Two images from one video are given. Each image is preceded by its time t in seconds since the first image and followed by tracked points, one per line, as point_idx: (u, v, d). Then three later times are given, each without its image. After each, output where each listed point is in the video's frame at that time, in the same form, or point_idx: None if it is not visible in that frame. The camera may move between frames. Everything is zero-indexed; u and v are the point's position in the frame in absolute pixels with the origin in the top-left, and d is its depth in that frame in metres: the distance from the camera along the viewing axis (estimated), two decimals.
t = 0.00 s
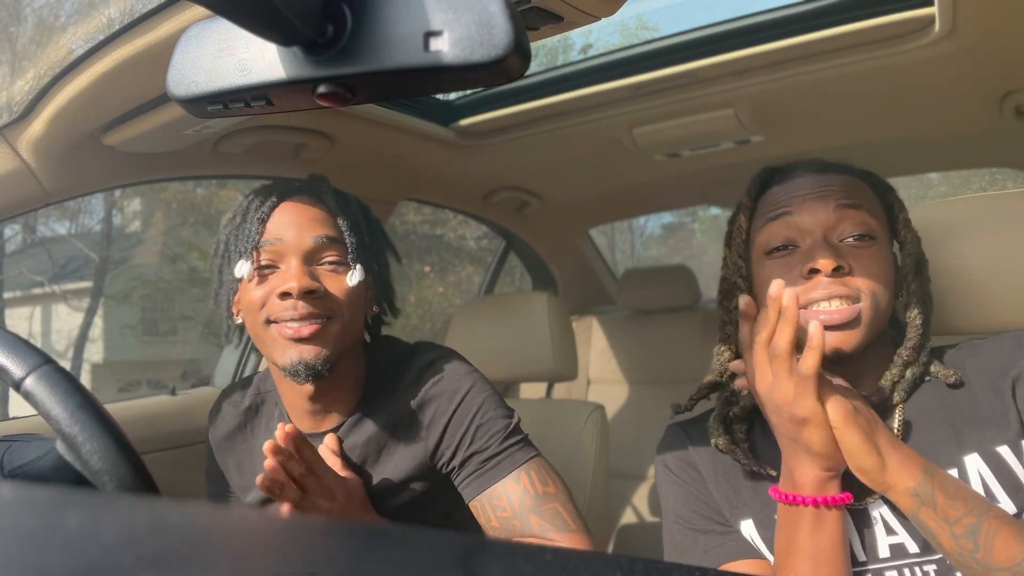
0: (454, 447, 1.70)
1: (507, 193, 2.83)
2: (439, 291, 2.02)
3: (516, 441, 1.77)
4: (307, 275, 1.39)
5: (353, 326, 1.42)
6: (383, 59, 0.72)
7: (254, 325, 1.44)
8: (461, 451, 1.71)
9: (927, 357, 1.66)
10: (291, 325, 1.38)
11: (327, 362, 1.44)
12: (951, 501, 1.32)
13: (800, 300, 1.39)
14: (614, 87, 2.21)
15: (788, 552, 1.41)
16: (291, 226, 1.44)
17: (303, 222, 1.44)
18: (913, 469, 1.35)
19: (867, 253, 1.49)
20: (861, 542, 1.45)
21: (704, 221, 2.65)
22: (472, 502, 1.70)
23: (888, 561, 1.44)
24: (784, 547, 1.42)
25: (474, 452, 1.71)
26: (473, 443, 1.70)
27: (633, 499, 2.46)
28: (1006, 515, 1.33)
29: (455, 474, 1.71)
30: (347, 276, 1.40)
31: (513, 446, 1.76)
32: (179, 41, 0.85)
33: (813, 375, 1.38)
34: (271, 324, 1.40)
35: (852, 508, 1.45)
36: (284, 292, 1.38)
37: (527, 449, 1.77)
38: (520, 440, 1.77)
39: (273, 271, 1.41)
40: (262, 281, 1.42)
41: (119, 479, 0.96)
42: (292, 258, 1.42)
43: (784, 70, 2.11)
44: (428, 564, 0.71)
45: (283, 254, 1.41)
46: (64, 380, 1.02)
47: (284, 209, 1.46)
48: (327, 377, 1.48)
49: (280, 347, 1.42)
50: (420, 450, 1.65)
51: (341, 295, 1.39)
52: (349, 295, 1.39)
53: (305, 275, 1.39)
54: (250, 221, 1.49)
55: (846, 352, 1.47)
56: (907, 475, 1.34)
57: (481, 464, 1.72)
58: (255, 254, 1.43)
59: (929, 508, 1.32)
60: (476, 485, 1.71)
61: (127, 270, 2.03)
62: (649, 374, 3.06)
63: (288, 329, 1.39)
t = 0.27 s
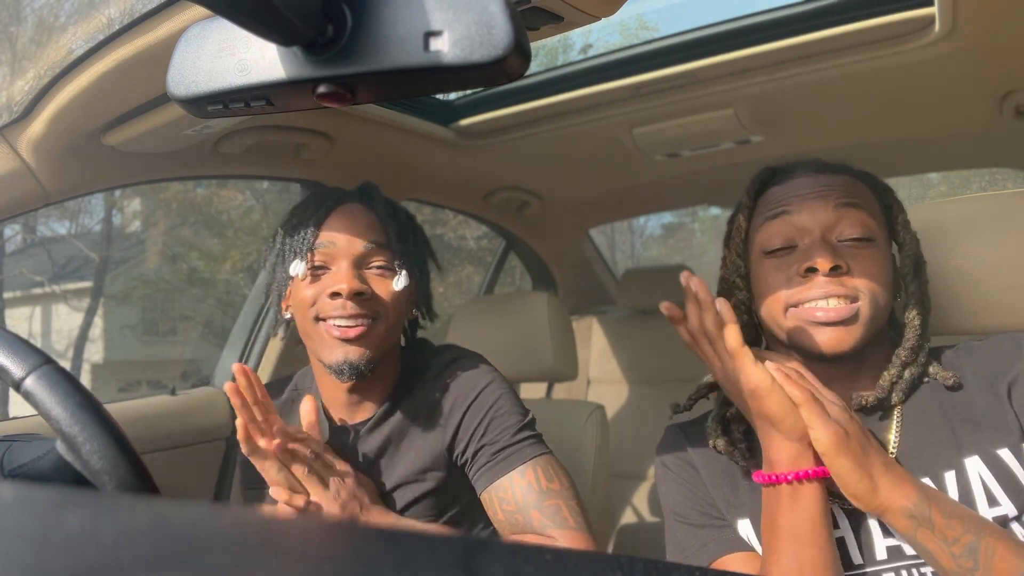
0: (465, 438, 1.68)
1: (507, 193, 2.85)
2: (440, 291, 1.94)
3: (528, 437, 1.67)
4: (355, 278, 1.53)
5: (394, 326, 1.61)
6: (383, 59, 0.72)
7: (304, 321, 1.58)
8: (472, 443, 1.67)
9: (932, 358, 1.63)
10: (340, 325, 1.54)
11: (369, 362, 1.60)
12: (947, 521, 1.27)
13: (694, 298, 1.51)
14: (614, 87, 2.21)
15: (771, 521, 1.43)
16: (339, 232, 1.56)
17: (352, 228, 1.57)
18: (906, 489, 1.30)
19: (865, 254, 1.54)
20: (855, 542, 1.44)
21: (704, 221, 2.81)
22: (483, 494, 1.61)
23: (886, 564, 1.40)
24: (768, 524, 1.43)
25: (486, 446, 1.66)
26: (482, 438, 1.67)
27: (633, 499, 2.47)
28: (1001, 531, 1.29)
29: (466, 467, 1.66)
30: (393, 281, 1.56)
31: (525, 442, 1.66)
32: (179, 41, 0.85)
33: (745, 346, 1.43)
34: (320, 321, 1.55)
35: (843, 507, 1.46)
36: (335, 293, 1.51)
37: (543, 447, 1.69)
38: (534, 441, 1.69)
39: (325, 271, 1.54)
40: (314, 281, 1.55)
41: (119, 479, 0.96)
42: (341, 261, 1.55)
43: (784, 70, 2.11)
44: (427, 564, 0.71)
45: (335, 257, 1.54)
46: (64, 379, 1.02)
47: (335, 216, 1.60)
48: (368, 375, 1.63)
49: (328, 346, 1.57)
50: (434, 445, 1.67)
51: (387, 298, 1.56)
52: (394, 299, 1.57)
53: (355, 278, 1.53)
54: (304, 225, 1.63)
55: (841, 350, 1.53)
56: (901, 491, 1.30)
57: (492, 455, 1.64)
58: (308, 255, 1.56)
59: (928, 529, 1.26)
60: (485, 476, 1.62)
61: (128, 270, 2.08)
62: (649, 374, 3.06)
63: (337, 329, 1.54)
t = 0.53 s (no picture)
0: (494, 436, 1.82)
1: (507, 193, 2.85)
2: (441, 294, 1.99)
3: (554, 439, 1.79)
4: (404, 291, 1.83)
5: (445, 331, 1.88)
6: (383, 59, 0.72)
7: (363, 329, 1.87)
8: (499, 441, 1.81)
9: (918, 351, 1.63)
10: (396, 332, 1.82)
11: (423, 364, 1.84)
12: (1017, 478, 1.28)
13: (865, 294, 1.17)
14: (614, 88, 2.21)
15: (828, 551, 1.32)
16: (390, 253, 1.88)
17: (404, 247, 1.89)
18: (983, 443, 1.29)
19: (837, 252, 1.56)
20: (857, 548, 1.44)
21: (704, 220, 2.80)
22: (504, 487, 1.73)
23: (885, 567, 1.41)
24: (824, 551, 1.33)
25: (513, 442, 1.78)
26: (509, 436, 1.79)
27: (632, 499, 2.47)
28: None
29: (493, 463, 1.79)
30: (442, 292, 1.87)
31: (551, 442, 1.77)
32: (179, 41, 0.85)
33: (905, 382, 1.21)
34: (378, 329, 1.83)
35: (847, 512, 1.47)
36: (391, 304, 1.82)
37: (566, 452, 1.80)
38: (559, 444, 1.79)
39: (382, 285, 1.85)
40: (372, 293, 1.85)
41: (119, 479, 0.95)
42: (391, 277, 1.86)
43: (784, 70, 2.11)
44: (428, 564, 0.72)
45: (390, 273, 1.85)
46: (64, 379, 1.02)
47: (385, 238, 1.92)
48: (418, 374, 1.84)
49: (386, 352, 1.83)
50: (465, 440, 1.82)
51: (436, 307, 1.86)
52: (442, 308, 1.87)
53: (409, 290, 1.84)
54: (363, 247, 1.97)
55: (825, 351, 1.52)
56: (980, 447, 1.28)
57: (518, 451, 1.76)
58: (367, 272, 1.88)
59: (998, 481, 1.27)
60: (509, 469, 1.74)
61: (127, 271, 2.11)
62: (648, 374, 3.06)
63: (393, 335, 1.82)
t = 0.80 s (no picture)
0: (512, 437, 1.81)
1: (506, 193, 2.85)
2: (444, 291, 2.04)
3: (571, 441, 1.77)
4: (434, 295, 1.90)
5: (474, 332, 1.94)
6: (383, 59, 0.72)
7: (396, 331, 1.95)
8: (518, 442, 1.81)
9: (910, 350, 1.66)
10: (426, 332, 1.88)
11: (451, 363, 1.88)
12: (1017, 447, 1.30)
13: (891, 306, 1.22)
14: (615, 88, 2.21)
15: (829, 552, 1.31)
16: (421, 257, 1.96)
17: (433, 251, 1.97)
18: (983, 411, 1.32)
19: (821, 250, 1.62)
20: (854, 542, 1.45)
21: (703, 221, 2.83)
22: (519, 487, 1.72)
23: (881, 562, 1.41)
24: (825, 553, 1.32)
25: (530, 443, 1.78)
26: (525, 437, 1.79)
27: (632, 499, 2.47)
28: None
29: (508, 464, 1.79)
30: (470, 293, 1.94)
31: (568, 445, 1.76)
32: (179, 41, 0.85)
33: (927, 396, 1.23)
34: (410, 331, 1.90)
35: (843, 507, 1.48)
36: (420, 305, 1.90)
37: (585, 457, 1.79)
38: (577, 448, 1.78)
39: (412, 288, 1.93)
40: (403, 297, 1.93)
41: (119, 480, 0.95)
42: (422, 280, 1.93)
43: (784, 70, 2.11)
44: (429, 565, 0.72)
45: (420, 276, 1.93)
46: (64, 380, 1.02)
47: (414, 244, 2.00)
48: (450, 374, 1.89)
49: (418, 351, 1.89)
50: (487, 440, 1.83)
51: (465, 308, 1.92)
52: (469, 309, 1.93)
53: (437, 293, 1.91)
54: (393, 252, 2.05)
55: (813, 347, 1.56)
56: (977, 416, 1.30)
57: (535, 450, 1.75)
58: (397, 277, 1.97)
59: (996, 447, 1.29)
60: (524, 468, 1.73)
61: (128, 270, 2.09)
62: (649, 374, 3.06)
63: (424, 335, 1.88)
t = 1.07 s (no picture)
0: (511, 438, 1.83)
1: (507, 193, 2.85)
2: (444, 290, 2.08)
3: (570, 441, 1.78)
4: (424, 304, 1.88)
5: (466, 337, 1.93)
6: (383, 60, 0.72)
7: (389, 340, 1.93)
8: (516, 442, 1.82)
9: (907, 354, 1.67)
10: (419, 342, 1.86)
11: (446, 372, 1.88)
12: (997, 439, 1.29)
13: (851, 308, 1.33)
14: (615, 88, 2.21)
15: (827, 560, 1.32)
16: (411, 263, 1.93)
17: (420, 257, 1.93)
18: (963, 400, 1.31)
19: (821, 248, 1.62)
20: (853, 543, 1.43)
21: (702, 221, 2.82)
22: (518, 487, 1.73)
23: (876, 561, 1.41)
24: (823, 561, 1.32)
25: (529, 443, 1.79)
26: (524, 437, 1.80)
27: (633, 499, 2.47)
28: None
29: (507, 463, 1.80)
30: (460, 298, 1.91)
31: (566, 446, 1.77)
32: (180, 41, 0.85)
33: (902, 401, 1.29)
34: (402, 341, 1.88)
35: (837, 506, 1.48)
36: (411, 315, 1.87)
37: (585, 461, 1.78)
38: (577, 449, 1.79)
39: (401, 297, 1.90)
40: (393, 306, 1.91)
41: (120, 479, 0.95)
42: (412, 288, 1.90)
43: (784, 70, 2.11)
44: (429, 565, 0.72)
45: (408, 284, 1.90)
46: (63, 379, 1.02)
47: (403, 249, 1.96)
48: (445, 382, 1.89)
49: (412, 360, 1.88)
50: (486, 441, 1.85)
51: (455, 314, 1.90)
52: (461, 315, 1.91)
53: (427, 301, 1.89)
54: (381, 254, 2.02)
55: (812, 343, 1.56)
56: (953, 408, 1.30)
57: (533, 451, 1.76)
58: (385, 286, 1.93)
59: (974, 439, 1.29)
60: (522, 468, 1.74)
61: (128, 270, 2.09)
62: (649, 374, 3.06)
63: (417, 345, 1.87)
